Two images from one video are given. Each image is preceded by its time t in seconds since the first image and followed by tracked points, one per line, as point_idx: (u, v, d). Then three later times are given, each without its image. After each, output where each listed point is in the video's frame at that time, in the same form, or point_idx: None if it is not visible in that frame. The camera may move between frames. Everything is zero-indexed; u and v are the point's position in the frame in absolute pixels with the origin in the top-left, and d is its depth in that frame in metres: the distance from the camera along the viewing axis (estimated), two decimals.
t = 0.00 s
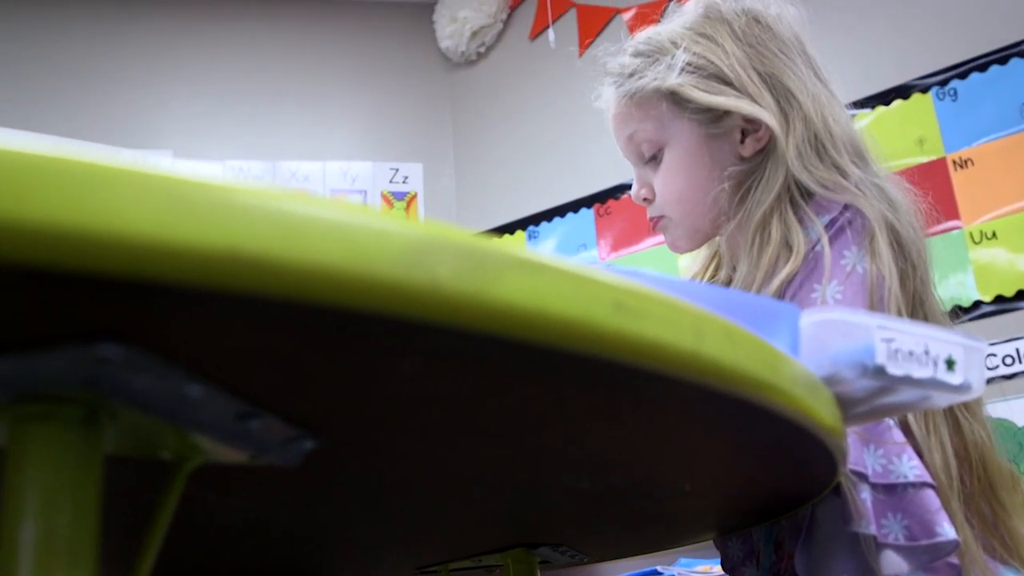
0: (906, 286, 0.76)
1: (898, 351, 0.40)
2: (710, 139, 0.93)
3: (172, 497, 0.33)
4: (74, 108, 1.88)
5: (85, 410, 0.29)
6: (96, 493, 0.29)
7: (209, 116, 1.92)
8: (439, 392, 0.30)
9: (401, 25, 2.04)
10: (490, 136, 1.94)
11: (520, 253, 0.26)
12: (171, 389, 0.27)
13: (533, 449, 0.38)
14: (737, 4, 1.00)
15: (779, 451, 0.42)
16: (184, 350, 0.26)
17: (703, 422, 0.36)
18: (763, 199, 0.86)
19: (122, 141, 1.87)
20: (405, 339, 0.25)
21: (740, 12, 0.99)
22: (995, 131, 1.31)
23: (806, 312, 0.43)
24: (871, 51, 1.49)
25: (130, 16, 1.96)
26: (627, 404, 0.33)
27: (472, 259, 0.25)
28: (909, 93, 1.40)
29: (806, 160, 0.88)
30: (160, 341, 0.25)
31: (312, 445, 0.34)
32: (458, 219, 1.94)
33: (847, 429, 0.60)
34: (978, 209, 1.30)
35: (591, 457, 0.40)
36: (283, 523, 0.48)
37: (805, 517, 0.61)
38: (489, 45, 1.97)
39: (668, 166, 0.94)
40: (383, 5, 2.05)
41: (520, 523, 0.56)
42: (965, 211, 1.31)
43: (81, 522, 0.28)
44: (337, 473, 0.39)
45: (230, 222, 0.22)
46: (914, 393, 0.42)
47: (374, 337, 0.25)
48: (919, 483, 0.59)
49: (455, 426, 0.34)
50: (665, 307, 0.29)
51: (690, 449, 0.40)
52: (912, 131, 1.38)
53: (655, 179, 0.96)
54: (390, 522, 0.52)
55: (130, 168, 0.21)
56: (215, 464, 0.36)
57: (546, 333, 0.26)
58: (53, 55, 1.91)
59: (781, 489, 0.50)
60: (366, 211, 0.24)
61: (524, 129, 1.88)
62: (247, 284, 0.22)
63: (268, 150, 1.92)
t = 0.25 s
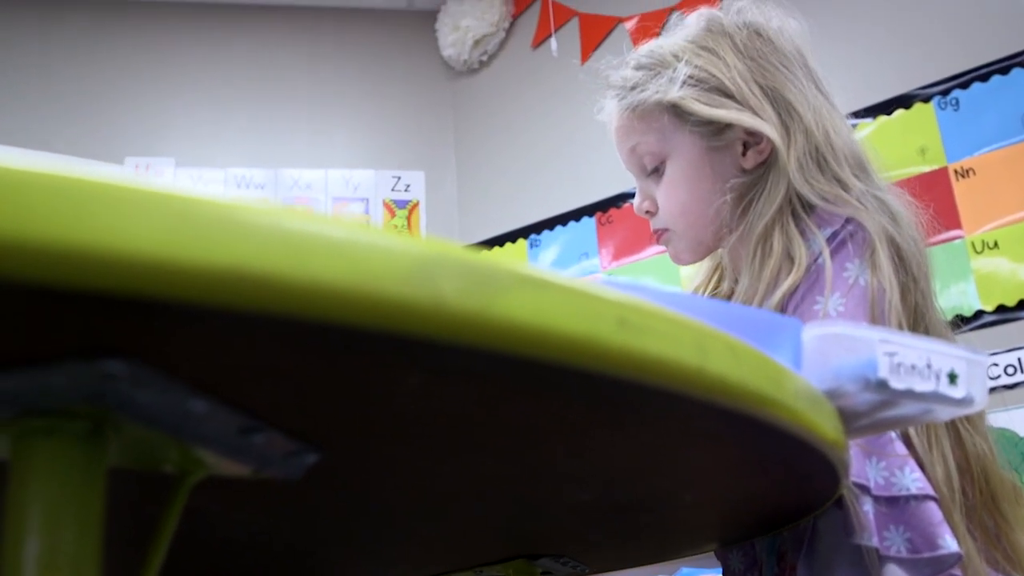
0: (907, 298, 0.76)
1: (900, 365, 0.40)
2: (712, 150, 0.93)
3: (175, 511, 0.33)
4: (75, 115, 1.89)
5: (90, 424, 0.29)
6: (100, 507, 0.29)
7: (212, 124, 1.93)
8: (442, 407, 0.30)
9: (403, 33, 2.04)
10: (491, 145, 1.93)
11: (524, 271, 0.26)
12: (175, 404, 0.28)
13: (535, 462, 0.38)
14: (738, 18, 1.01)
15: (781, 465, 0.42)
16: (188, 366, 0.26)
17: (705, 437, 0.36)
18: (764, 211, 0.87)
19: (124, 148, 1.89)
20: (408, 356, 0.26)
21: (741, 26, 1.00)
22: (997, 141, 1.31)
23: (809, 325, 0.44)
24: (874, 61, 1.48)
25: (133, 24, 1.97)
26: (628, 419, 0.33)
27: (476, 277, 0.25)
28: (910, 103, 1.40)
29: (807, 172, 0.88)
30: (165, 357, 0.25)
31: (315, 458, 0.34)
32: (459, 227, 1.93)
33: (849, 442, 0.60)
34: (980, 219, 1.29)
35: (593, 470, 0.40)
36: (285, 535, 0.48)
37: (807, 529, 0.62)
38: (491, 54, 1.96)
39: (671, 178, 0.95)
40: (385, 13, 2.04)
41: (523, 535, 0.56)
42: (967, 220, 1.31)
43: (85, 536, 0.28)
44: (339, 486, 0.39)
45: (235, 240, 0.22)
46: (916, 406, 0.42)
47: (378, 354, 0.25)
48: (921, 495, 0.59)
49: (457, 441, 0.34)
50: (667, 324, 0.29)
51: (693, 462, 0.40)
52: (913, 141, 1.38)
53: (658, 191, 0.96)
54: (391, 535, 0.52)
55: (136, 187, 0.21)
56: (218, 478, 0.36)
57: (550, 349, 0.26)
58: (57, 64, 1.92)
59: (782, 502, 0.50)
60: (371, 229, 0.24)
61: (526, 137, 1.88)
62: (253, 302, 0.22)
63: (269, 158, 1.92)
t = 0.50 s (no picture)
0: (908, 304, 0.76)
1: (902, 373, 0.40)
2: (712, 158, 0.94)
3: (179, 519, 0.33)
4: (76, 122, 1.90)
5: (93, 434, 0.29)
6: (103, 516, 0.29)
7: (213, 130, 1.93)
8: (444, 416, 0.30)
9: (404, 39, 2.03)
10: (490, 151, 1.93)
11: (526, 282, 0.26)
12: (179, 415, 0.28)
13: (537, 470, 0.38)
14: (738, 26, 1.01)
15: (782, 472, 0.42)
16: (192, 375, 0.26)
17: (708, 445, 0.36)
18: (765, 218, 0.87)
19: (125, 154, 1.89)
20: (412, 366, 0.26)
21: (741, 34, 1.00)
22: (998, 145, 1.31)
23: (811, 333, 0.44)
24: (874, 68, 1.47)
25: (134, 32, 1.98)
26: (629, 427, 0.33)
27: (480, 288, 0.25)
28: (911, 107, 1.40)
29: (807, 180, 0.89)
30: (167, 367, 0.25)
31: (318, 466, 0.35)
32: (461, 232, 1.93)
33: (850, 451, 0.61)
34: (981, 223, 1.29)
35: (595, 478, 0.40)
36: (288, 544, 0.48)
37: (810, 536, 0.62)
38: (491, 60, 1.96)
39: (671, 187, 0.95)
40: (386, 19, 2.04)
41: (525, 543, 0.56)
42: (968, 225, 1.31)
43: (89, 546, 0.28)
44: (341, 495, 0.39)
45: (237, 252, 0.22)
46: (918, 413, 0.42)
47: (382, 365, 0.25)
48: (924, 501, 0.59)
49: (459, 449, 0.34)
50: (669, 332, 0.29)
51: (695, 470, 0.40)
52: (914, 146, 1.38)
53: (658, 200, 0.96)
54: (395, 543, 0.52)
55: (138, 202, 0.22)
56: (221, 485, 0.36)
57: (554, 358, 0.26)
58: (58, 71, 1.93)
59: (784, 509, 0.50)
60: (373, 241, 0.24)
61: (527, 142, 1.88)
62: (256, 314, 0.22)
63: (271, 163, 1.92)
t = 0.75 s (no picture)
0: (909, 312, 0.76)
1: (903, 380, 0.40)
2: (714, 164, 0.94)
3: (181, 526, 0.33)
4: (78, 126, 1.90)
5: (97, 443, 0.29)
6: (106, 524, 0.29)
7: (215, 133, 1.93)
8: (446, 424, 0.30)
9: (406, 43, 2.03)
10: (492, 154, 1.93)
11: (529, 291, 0.26)
12: (182, 423, 0.28)
13: (539, 477, 0.38)
14: (741, 32, 1.01)
15: (783, 480, 0.42)
16: (196, 384, 0.26)
17: (710, 452, 0.37)
18: (767, 226, 0.87)
19: (127, 158, 1.89)
20: (415, 375, 0.26)
21: (744, 41, 1.00)
22: (998, 151, 1.31)
23: (812, 340, 0.44)
24: (874, 74, 1.47)
25: (135, 36, 1.98)
26: (631, 434, 0.33)
27: (484, 298, 0.25)
28: (913, 112, 1.40)
29: (809, 187, 0.89)
30: (171, 376, 0.25)
31: (321, 474, 0.35)
32: (462, 236, 1.92)
33: (855, 458, 0.60)
34: (982, 228, 1.29)
35: (596, 485, 0.40)
36: (292, 550, 0.49)
37: (811, 541, 0.62)
38: (493, 64, 1.95)
39: (673, 193, 0.95)
40: (388, 23, 2.04)
41: (528, 549, 0.56)
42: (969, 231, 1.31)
43: (91, 553, 0.28)
44: (345, 501, 0.39)
45: (240, 261, 0.22)
46: (919, 421, 0.42)
47: (383, 374, 0.26)
48: (923, 508, 0.59)
49: (461, 457, 0.34)
50: (672, 342, 0.30)
51: (696, 476, 0.41)
52: (915, 151, 1.38)
53: (660, 206, 0.96)
54: (398, 550, 0.52)
55: (143, 212, 0.22)
56: (224, 493, 0.36)
57: (557, 368, 0.26)
58: (60, 76, 1.93)
59: (785, 516, 0.50)
60: (379, 251, 0.24)
61: (529, 146, 1.87)
62: (258, 324, 0.22)
63: (272, 167, 1.92)
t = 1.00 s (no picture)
0: (910, 321, 0.76)
1: (904, 391, 0.40)
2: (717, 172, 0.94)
3: (184, 535, 0.33)
4: (79, 131, 1.91)
5: (101, 453, 0.29)
6: (110, 533, 0.29)
7: (217, 138, 1.94)
8: (450, 435, 0.30)
9: (407, 48, 2.03)
10: (492, 159, 1.93)
11: (533, 303, 0.26)
12: (187, 433, 0.28)
13: (542, 487, 0.38)
14: (745, 41, 1.01)
15: (784, 490, 0.42)
16: (202, 394, 0.26)
17: (712, 463, 0.37)
18: (769, 235, 0.87)
19: (128, 162, 1.90)
20: (421, 387, 0.26)
21: (748, 49, 1.00)
22: (999, 158, 1.31)
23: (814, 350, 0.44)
24: (876, 81, 1.47)
25: (136, 41, 1.99)
26: (634, 445, 0.33)
27: (488, 312, 0.25)
28: (913, 119, 1.40)
29: (812, 197, 0.89)
30: (177, 387, 0.25)
31: (324, 483, 0.35)
32: (462, 241, 1.92)
33: (856, 467, 0.61)
34: (983, 235, 1.30)
35: (598, 494, 0.40)
36: (292, 558, 0.49)
37: (812, 549, 0.63)
38: (495, 70, 1.95)
39: (676, 200, 0.95)
40: (390, 28, 2.04)
41: (528, 557, 0.56)
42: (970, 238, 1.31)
43: (95, 563, 0.28)
44: (347, 510, 0.39)
45: (247, 274, 0.22)
46: (920, 431, 0.42)
47: (387, 385, 0.26)
48: (925, 516, 0.60)
49: (463, 467, 0.34)
50: (676, 354, 0.30)
51: (697, 486, 0.41)
52: (917, 157, 1.38)
53: (662, 213, 0.97)
54: (397, 558, 0.52)
55: (152, 225, 0.22)
56: (226, 502, 0.36)
57: (562, 381, 0.26)
58: (62, 81, 1.94)
59: (787, 525, 0.50)
60: (386, 264, 0.24)
61: (530, 151, 1.87)
62: (266, 337, 0.22)
63: (274, 171, 1.92)
